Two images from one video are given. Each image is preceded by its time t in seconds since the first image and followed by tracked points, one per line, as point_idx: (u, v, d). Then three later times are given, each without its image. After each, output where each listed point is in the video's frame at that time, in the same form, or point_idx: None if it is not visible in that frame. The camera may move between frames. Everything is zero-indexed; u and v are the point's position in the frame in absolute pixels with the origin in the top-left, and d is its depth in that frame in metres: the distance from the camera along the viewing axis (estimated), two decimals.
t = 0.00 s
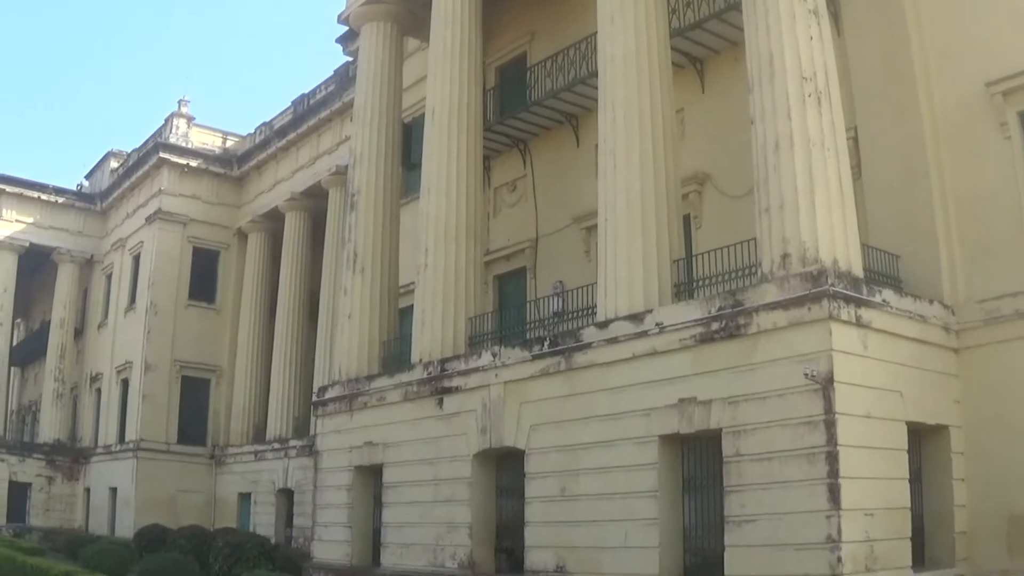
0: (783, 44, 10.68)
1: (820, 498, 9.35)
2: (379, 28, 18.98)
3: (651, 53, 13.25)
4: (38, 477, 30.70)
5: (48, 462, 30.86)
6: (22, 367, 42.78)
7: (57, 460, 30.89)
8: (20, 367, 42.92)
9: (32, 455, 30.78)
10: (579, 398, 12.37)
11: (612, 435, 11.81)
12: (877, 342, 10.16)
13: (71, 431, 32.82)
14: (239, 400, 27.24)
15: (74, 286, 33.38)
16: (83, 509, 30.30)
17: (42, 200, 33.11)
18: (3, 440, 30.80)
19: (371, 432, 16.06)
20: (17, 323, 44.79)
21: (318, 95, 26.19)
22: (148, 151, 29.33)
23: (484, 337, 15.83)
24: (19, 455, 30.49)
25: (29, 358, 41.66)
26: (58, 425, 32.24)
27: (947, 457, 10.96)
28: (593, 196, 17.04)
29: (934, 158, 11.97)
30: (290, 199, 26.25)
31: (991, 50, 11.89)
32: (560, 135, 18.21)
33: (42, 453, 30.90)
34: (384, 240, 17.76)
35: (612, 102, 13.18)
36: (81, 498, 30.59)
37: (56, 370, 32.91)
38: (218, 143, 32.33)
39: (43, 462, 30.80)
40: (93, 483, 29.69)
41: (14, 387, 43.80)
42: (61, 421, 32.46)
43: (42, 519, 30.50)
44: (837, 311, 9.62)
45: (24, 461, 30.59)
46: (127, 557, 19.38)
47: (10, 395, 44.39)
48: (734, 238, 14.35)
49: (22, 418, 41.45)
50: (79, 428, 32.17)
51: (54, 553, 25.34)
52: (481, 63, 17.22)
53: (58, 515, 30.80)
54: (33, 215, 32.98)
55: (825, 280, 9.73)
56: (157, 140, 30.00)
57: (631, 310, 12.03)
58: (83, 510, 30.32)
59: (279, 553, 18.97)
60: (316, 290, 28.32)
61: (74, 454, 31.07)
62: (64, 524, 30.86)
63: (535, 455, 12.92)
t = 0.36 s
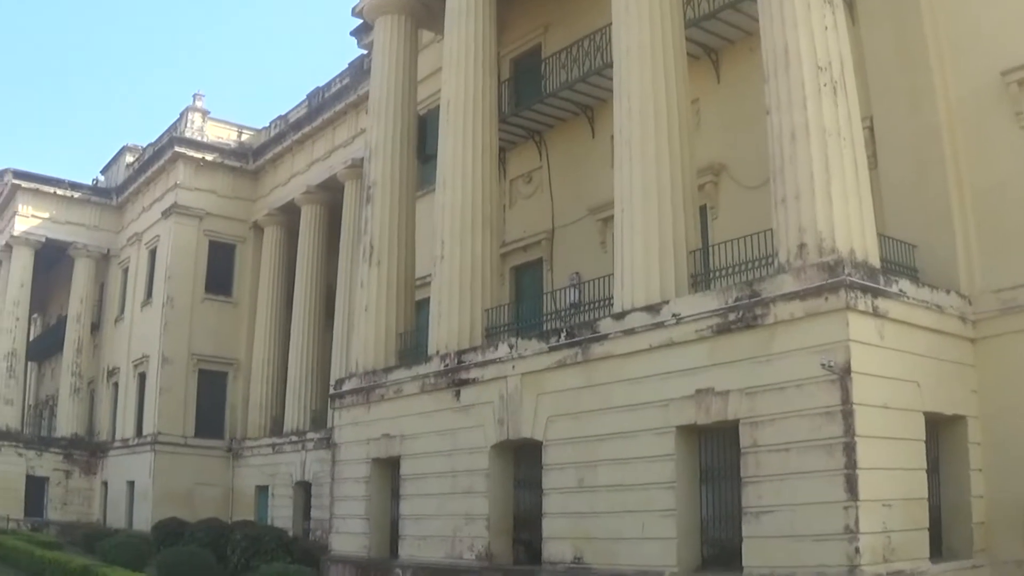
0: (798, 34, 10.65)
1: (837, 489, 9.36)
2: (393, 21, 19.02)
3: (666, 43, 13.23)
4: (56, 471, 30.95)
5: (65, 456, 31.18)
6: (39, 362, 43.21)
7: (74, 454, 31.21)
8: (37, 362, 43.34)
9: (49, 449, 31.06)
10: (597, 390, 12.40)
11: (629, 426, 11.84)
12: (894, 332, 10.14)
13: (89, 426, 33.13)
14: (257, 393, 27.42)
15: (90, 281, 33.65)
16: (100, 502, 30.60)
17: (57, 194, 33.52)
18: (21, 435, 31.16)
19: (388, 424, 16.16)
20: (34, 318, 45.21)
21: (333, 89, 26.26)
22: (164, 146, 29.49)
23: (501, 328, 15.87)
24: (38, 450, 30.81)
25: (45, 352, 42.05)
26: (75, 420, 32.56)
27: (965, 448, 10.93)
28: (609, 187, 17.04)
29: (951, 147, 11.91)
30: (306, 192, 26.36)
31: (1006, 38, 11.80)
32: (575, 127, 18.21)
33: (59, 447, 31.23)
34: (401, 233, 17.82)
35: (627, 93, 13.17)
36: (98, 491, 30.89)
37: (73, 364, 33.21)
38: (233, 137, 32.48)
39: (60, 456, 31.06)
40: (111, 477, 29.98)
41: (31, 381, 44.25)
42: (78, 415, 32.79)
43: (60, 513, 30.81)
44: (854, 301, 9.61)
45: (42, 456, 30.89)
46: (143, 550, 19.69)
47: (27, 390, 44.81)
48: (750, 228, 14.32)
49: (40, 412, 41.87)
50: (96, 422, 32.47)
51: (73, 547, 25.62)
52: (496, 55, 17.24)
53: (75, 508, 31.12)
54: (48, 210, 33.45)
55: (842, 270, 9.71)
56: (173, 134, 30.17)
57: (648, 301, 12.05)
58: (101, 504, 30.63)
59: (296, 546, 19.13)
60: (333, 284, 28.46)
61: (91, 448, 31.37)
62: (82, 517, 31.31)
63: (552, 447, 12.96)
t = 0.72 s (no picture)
0: (817, 21, 10.61)
1: (860, 476, 9.36)
2: (411, 13, 19.09)
3: (684, 31, 13.20)
4: (79, 466, 31.48)
5: (88, 451, 31.57)
6: (61, 357, 43.74)
7: (97, 449, 31.60)
8: (59, 357, 43.87)
9: (72, 445, 31.58)
10: (618, 378, 12.43)
11: (651, 415, 11.87)
12: (916, 318, 10.10)
13: (111, 420, 33.53)
14: (279, 386, 27.64)
15: (112, 276, 34.00)
16: (124, 497, 30.97)
17: (78, 190, 33.88)
18: (44, 430, 31.58)
19: (410, 415, 16.28)
20: (56, 314, 45.72)
21: (352, 82, 26.36)
22: (184, 140, 29.71)
23: (522, 318, 15.92)
24: (60, 445, 31.25)
25: (67, 348, 42.55)
26: (98, 415, 32.95)
27: (988, 434, 10.88)
28: (629, 175, 17.03)
29: (972, 132, 11.83)
30: (327, 185, 26.50)
31: None
32: (594, 116, 18.19)
33: (82, 442, 31.64)
34: (420, 224, 17.89)
35: (645, 82, 13.16)
36: (121, 486, 31.28)
37: (95, 360, 33.59)
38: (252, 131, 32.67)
39: (83, 451, 31.58)
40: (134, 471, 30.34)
41: (54, 376, 44.82)
42: (101, 410, 33.18)
43: (84, 507, 31.21)
44: (876, 288, 9.58)
45: (65, 451, 31.34)
46: (167, 544, 18.58)
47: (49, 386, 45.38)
48: (771, 216, 14.28)
49: (63, 407, 42.41)
50: (119, 417, 32.86)
51: (99, 541, 25.98)
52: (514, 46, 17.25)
53: (99, 503, 31.52)
54: (68, 206, 33.81)
55: (863, 257, 9.68)
56: (193, 129, 30.38)
57: (669, 290, 12.06)
58: (125, 498, 31.02)
59: (319, 538, 19.30)
60: (353, 276, 28.62)
61: (113, 443, 31.76)
62: (105, 512, 31.69)
63: (575, 437, 13.01)
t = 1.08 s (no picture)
0: (825, 18, 10.59)
1: (867, 473, 9.36)
2: (420, 8, 19.10)
3: (693, 26, 13.18)
4: (86, 461, 31.50)
5: (96, 445, 31.71)
6: (69, 352, 43.96)
7: (104, 443, 31.75)
8: (67, 351, 44.08)
9: (79, 439, 31.59)
10: (626, 374, 12.44)
11: (658, 411, 11.89)
12: (923, 315, 10.09)
13: (118, 415, 33.69)
14: (286, 381, 27.71)
15: (120, 271, 34.12)
16: (131, 491, 31.11)
17: (86, 185, 34.00)
18: (52, 425, 31.64)
19: (417, 410, 16.32)
20: (64, 308, 45.98)
21: (360, 77, 26.38)
22: (192, 135, 29.78)
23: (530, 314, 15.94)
24: (68, 440, 31.36)
25: (75, 343, 42.77)
26: (105, 410, 33.11)
27: (994, 432, 10.87)
28: (637, 171, 17.04)
29: (980, 130, 11.81)
30: (335, 180, 26.55)
31: None
32: (603, 112, 18.19)
33: (89, 437, 31.71)
34: (428, 220, 17.92)
35: (654, 78, 13.15)
36: (129, 481, 31.45)
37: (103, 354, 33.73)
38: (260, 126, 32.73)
39: (90, 445, 31.62)
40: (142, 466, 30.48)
41: (62, 371, 45.09)
42: (108, 404, 33.32)
43: (91, 502, 31.34)
44: (883, 285, 9.57)
45: (72, 446, 31.39)
46: (174, 539, 18.56)
47: (57, 380, 45.66)
48: (779, 212, 14.26)
49: (70, 402, 42.65)
50: (126, 412, 33.03)
51: (106, 536, 26.11)
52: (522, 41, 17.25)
53: (107, 497, 31.65)
54: (77, 201, 33.94)
55: (871, 254, 9.67)
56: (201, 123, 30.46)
57: (677, 286, 12.06)
58: (132, 493, 31.18)
59: (325, 533, 19.37)
60: (361, 272, 28.68)
61: (121, 438, 31.91)
62: (112, 506, 31.80)
63: (582, 433, 13.03)
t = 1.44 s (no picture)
0: (832, 8, 10.54)
1: (876, 464, 9.35)
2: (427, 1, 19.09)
3: (700, 18, 13.15)
4: (96, 456, 31.65)
5: (105, 441, 31.89)
6: (78, 347, 44.21)
7: (114, 439, 31.94)
8: (76, 347, 44.33)
9: (89, 435, 31.75)
10: (635, 366, 12.45)
11: (667, 403, 11.89)
12: (932, 306, 10.06)
13: (127, 411, 33.88)
14: (296, 375, 27.79)
15: (128, 266, 34.24)
16: (141, 487, 31.27)
17: (94, 181, 34.12)
18: (62, 421, 31.80)
19: (427, 404, 16.36)
20: (73, 304, 46.24)
21: (367, 71, 26.39)
22: (199, 130, 29.84)
23: (539, 306, 15.94)
24: (77, 436, 31.51)
25: (84, 339, 43.00)
26: (115, 405, 33.30)
27: (1003, 422, 10.84)
28: (644, 163, 17.02)
29: (987, 120, 11.77)
30: (342, 174, 26.58)
31: None
32: (610, 104, 18.17)
33: (98, 433, 31.88)
34: (436, 213, 17.93)
35: (661, 69, 13.13)
36: (139, 476, 31.65)
37: (112, 350, 33.88)
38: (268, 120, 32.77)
39: (100, 441, 31.79)
40: (151, 461, 30.64)
41: (71, 367, 45.38)
42: (118, 399, 33.49)
43: (101, 497, 31.50)
44: (892, 276, 9.55)
45: (82, 442, 31.53)
46: (185, 534, 18.73)
47: (67, 376, 45.94)
48: (787, 204, 14.22)
49: (80, 397, 42.91)
50: (136, 407, 33.20)
51: (117, 532, 26.28)
52: (529, 34, 17.23)
53: (117, 492, 31.82)
54: (85, 197, 34.07)
55: (880, 245, 9.65)
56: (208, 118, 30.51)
57: (686, 278, 12.05)
58: (142, 488, 31.36)
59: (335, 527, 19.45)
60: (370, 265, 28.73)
61: (130, 433, 32.11)
62: (122, 502, 31.98)
63: (591, 425, 13.05)
